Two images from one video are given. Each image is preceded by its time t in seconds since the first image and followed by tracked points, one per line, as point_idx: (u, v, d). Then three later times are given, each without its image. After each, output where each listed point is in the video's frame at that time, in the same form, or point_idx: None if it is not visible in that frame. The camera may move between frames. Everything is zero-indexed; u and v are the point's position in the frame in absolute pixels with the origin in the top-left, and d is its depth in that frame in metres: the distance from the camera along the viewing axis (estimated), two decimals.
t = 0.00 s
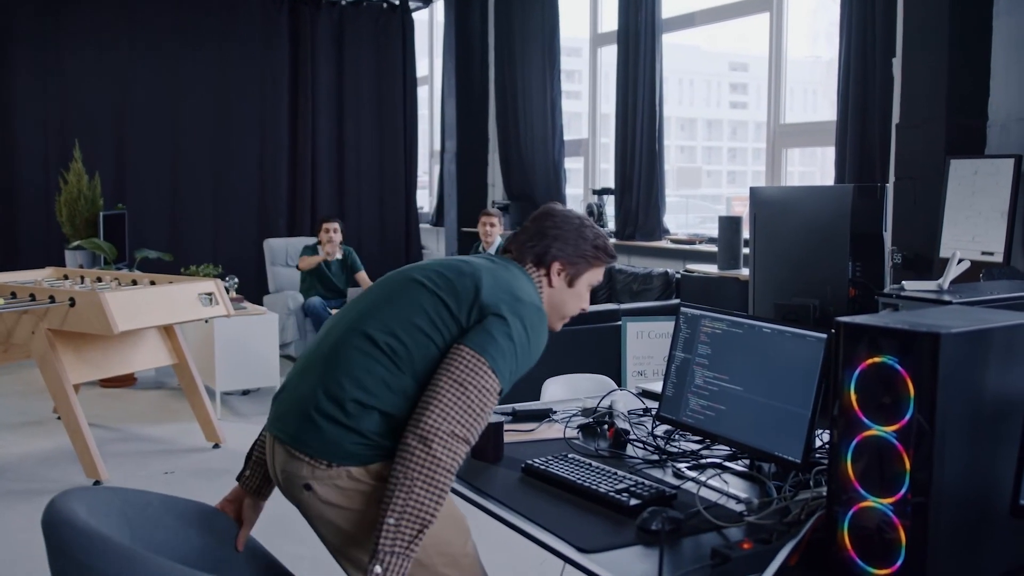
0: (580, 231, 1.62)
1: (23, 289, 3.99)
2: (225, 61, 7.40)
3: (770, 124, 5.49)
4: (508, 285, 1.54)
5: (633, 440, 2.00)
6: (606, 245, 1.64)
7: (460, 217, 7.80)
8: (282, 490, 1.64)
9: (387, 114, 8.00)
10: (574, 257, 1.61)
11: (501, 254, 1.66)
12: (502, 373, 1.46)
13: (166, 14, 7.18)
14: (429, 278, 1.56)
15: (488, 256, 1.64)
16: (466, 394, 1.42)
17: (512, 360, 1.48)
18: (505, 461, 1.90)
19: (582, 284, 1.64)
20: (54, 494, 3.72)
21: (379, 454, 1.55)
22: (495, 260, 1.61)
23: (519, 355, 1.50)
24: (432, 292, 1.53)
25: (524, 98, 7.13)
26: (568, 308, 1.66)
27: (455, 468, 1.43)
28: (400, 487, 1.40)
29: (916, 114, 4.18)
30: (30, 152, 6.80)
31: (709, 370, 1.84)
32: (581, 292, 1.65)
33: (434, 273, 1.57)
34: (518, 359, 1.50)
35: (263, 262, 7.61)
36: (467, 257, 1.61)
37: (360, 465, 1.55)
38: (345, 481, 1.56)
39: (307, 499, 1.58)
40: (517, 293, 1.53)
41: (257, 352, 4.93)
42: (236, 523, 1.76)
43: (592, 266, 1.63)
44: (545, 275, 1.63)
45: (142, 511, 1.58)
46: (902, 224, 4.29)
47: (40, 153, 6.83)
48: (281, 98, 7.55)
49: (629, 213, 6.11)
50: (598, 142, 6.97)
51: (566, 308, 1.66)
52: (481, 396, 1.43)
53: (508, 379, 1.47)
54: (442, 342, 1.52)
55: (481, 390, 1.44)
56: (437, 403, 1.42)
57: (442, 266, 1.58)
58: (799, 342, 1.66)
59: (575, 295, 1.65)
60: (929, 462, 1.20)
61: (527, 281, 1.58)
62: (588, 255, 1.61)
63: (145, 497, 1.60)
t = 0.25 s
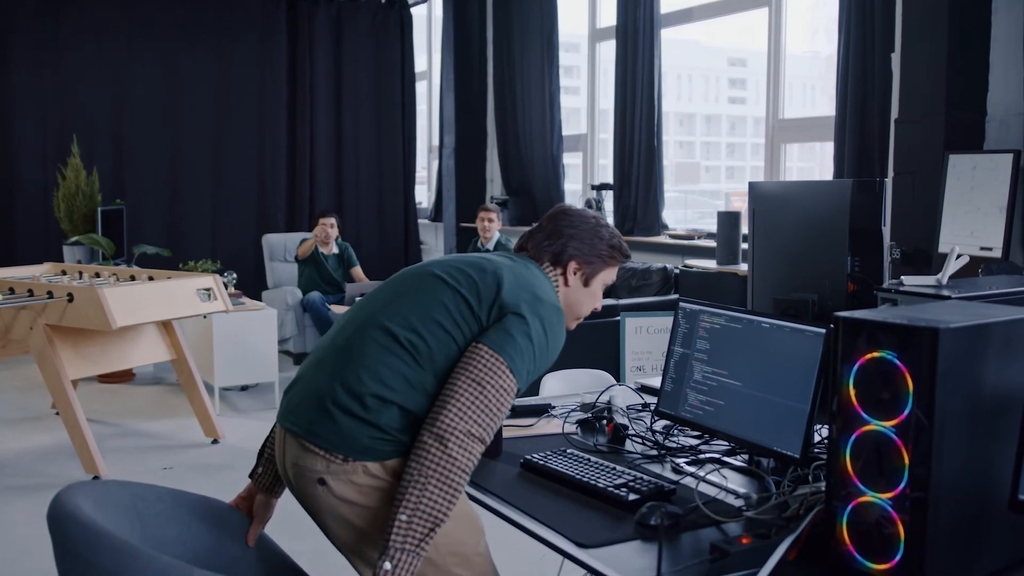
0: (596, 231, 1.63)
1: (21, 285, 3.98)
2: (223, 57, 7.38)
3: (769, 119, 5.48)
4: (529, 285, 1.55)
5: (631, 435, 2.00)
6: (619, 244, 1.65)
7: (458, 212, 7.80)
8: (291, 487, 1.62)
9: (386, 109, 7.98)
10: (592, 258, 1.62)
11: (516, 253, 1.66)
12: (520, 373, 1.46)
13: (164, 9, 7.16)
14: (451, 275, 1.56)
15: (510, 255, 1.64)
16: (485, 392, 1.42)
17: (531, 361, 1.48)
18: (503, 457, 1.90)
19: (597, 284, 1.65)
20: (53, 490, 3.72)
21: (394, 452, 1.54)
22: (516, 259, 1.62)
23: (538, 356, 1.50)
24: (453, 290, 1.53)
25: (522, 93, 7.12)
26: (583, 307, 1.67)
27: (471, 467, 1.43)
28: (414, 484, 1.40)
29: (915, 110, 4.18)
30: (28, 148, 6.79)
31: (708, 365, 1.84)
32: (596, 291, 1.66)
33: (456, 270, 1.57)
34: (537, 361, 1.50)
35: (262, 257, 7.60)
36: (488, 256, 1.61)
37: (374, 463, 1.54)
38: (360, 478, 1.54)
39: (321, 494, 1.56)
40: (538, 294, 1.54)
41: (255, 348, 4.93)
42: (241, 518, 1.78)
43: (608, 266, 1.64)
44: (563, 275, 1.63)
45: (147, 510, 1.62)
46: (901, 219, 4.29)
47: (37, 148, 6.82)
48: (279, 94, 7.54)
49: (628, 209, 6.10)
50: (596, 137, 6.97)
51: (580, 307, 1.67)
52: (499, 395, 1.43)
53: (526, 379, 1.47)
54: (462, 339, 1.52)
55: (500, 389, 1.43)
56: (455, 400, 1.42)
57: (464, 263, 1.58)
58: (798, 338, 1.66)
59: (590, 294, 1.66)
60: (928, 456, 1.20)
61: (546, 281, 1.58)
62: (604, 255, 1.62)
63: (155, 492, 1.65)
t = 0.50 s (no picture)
0: (597, 216, 1.63)
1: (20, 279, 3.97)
2: (222, 51, 7.37)
3: (769, 114, 5.47)
4: (524, 271, 1.54)
5: (631, 430, 2.00)
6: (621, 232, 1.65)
7: (458, 207, 7.79)
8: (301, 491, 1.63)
9: (385, 103, 7.97)
10: (592, 242, 1.62)
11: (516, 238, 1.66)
12: (520, 361, 1.46)
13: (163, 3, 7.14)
14: (444, 266, 1.55)
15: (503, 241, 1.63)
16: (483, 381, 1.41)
17: (531, 347, 1.48)
18: (503, 450, 1.90)
19: (596, 271, 1.65)
20: (52, 484, 3.72)
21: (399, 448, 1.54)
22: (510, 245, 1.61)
23: (538, 342, 1.50)
24: (448, 282, 1.53)
25: (522, 88, 7.10)
26: (581, 293, 1.67)
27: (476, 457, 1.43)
28: (421, 477, 1.40)
29: (915, 105, 4.17)
30: (27, 142, 6.78)
31: (708, 360, 1.84)
32: (594, 278, 1.66)
33: (449, 261, 1.56)
34: (537, 346, 1.49)
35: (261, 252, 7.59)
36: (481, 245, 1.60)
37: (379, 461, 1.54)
38: (366, 478, 1.54)
39: (331, 498, 1.56)
40: (533, 280, 1.53)
41: (255, 342, 4.93)
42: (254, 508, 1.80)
43: (607, 252, 1.64)
44: (563, 259, 1.63)
45: (174, 503, 1.63)
46: (900, 213, 4.29)
47: (36, 142, 6.81)
48: (278, 88, 7.52)
49: (628, 203, 6.10)
50: (596, 132, 6.96)
51: (578, 292, 1.66)
52: (499, 382, 1.43)
53: (526, 367, 1.47)
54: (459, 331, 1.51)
55: (499, 376, 1.43)
56: (455, 391, 1.42)
57: (457, 253, 1.58)
58: (797, 333, 1.66)
59: (588, 280, 1.66)
60: (928, 451, 1.20)
61: (542, 267, 1.58)
62: (605, 240, 1.62)
63: (182, 486, 1.65)
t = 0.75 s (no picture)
0: (610, 210, 1.64)
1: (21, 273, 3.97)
2: (221, 44, 7.35)
3: (769, 105, 5.46)
4: (525, 267, 1.53)
5: (631, 420, 2.00)
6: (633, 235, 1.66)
7: (457, 199, 7.78)
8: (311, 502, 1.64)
9: (385, 95, 7.96)
10: (600, 233, 1.62)
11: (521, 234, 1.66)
12: (528, 352, 1.44)
13: None
14: (443, 268, 1.55)
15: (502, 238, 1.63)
16: (487, 370, 1.39)
17: (538, 339, 1.46)
18: (504, 442, 1.90)
19: (599, 266, 1.65)
20: (54, 477, 3.72)
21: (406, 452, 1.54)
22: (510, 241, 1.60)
23: (546, 334, 1.48)
24: (448, 283, 1.52)
25: (521, 80, 7.09)
26: (581, 286, 1.66)
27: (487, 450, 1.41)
28: (436, 474, 1.38)
29: (915, 95, 4.16)
30: (25, 135, 6.77)
31: (708, 350, 1.84)
32: (597, 274, 1.66)
33: (448, 262, 1.56)
34: (545, 337, 1.48)
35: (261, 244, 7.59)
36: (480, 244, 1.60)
37: (388, 469, 1.55)
38: (370, 488, 1.55)
39: (336, 508, 1.58)
40: (536, 273, 1.52)
41: (256, 334, 4.93)
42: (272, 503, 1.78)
43: (614, 250, 1.65)
44: (569, 248, 1.63)
45: (215, 494, 1.62)
46: (900, 204, 4.29)
47: (35, 135, 6.80)
48: (278, 81, 7.51)
49: (628, 195, 6.09)
50: (596, 123, 6.95)
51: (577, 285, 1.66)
52: (506, 372, 1.41)
53: (534, 359, 1.45)
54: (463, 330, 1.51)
55: (505, 366, 1.41)
56: (460, 381, 1.39)
57: (455, 254, 1.57)
58: (797, 323, 1.66)
59: (590, 274, 1.66)
60: (928, 440, 1.20)
61: (546, 262, 1.57)
62: (613, 237, 1.63)
63: (221, 477, 1.64)
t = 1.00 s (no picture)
0: (615, 219, 1.61)
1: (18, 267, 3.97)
2: (218, 37, 7.34)
3: (767, 97, 5.45)
4: (522, 272, 1.49)
5: (629, 412, 2.00)
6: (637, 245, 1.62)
7: (456, 192, 7.76)
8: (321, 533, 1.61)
9: (382, 88, 7.94)
10: (603, 241, 1.59)
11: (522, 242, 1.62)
12: (527, 353, 1.38)
13: None
14: (436, 280, 1.51)
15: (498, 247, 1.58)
16: (483, 368, 1.32)
17: (539, 340, 1.41)
18: (502, 433, 1.90)
19: (601, 275, 1.61)
20: (53, 471, 3.73)
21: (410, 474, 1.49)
22: (506, 249, 1.56)
23: (548, 336, 1.43)
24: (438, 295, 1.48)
25: (520, 72, 7.08)
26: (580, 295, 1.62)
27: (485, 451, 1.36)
28: (436, 480, 1.33)
29: (913, 85, 4.15)
30: (23, 128, 6.76)
31: (706, 341, 1.84)
32: (598, 283, 1.61)
33: (443, 275, 1.51)
34: (547, 339, 1.42)
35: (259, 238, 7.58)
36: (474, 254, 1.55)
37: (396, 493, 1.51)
38: (378, 515, 1.51)
39: (345, 537, 1.55)
40: (533, 278, 1.48)
41: (254, 328, 4.93)
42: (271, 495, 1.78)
43: (616, 259, 1.60)
44: (570, 255, 1.59)
45: (240, 485, 1.65)
46: (899, 195, 4.29)
47: (32, 128, 6.79)
48: (275, 74, 7.49)
49: (626, 187, 6.07)
50: (595, 116, 6.93)
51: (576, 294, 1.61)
52: (502, 370, 1.35)
53: (535, 361, 1.40)
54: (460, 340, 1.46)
55: (500, 364, 1.35)
56: (453, 379, 1.33)
57: (449, 266, 1.53)
58: (795, 313, 1.66)
59: (591, 283, 1.61)
60: (924, 430, 1.20)
61: (543, 268, 1.52)
62: (618, 247, 1.59)
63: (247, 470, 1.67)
